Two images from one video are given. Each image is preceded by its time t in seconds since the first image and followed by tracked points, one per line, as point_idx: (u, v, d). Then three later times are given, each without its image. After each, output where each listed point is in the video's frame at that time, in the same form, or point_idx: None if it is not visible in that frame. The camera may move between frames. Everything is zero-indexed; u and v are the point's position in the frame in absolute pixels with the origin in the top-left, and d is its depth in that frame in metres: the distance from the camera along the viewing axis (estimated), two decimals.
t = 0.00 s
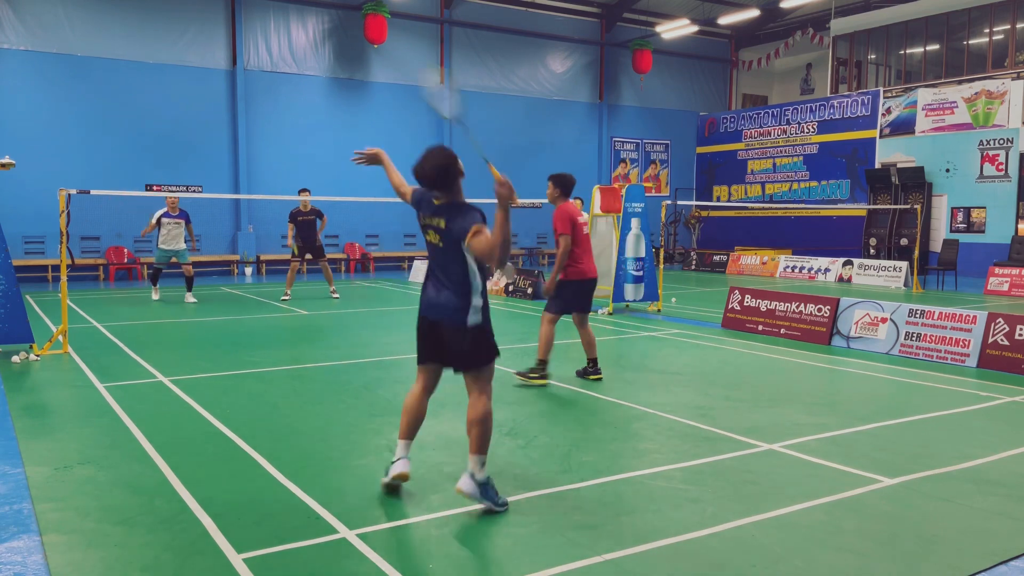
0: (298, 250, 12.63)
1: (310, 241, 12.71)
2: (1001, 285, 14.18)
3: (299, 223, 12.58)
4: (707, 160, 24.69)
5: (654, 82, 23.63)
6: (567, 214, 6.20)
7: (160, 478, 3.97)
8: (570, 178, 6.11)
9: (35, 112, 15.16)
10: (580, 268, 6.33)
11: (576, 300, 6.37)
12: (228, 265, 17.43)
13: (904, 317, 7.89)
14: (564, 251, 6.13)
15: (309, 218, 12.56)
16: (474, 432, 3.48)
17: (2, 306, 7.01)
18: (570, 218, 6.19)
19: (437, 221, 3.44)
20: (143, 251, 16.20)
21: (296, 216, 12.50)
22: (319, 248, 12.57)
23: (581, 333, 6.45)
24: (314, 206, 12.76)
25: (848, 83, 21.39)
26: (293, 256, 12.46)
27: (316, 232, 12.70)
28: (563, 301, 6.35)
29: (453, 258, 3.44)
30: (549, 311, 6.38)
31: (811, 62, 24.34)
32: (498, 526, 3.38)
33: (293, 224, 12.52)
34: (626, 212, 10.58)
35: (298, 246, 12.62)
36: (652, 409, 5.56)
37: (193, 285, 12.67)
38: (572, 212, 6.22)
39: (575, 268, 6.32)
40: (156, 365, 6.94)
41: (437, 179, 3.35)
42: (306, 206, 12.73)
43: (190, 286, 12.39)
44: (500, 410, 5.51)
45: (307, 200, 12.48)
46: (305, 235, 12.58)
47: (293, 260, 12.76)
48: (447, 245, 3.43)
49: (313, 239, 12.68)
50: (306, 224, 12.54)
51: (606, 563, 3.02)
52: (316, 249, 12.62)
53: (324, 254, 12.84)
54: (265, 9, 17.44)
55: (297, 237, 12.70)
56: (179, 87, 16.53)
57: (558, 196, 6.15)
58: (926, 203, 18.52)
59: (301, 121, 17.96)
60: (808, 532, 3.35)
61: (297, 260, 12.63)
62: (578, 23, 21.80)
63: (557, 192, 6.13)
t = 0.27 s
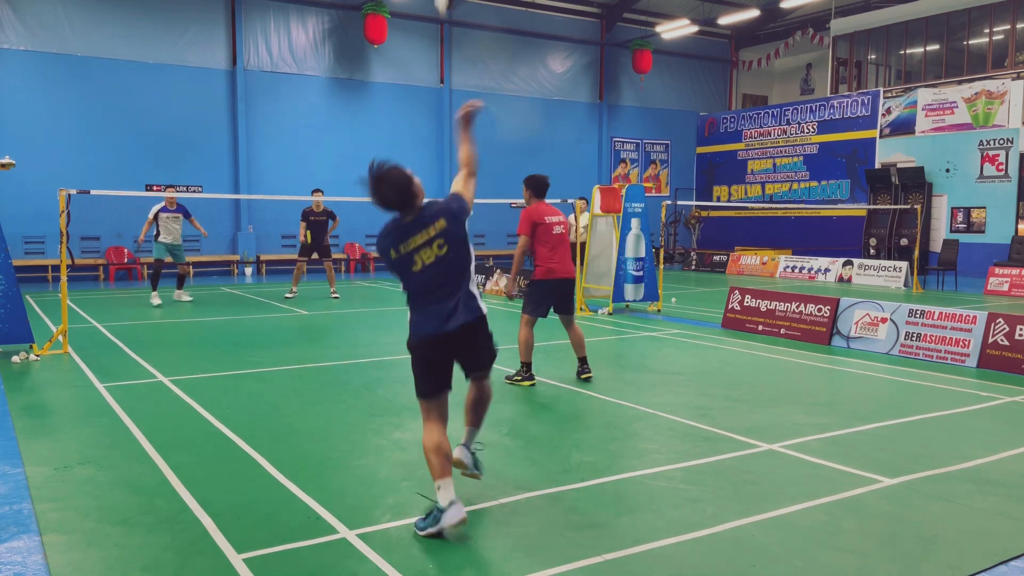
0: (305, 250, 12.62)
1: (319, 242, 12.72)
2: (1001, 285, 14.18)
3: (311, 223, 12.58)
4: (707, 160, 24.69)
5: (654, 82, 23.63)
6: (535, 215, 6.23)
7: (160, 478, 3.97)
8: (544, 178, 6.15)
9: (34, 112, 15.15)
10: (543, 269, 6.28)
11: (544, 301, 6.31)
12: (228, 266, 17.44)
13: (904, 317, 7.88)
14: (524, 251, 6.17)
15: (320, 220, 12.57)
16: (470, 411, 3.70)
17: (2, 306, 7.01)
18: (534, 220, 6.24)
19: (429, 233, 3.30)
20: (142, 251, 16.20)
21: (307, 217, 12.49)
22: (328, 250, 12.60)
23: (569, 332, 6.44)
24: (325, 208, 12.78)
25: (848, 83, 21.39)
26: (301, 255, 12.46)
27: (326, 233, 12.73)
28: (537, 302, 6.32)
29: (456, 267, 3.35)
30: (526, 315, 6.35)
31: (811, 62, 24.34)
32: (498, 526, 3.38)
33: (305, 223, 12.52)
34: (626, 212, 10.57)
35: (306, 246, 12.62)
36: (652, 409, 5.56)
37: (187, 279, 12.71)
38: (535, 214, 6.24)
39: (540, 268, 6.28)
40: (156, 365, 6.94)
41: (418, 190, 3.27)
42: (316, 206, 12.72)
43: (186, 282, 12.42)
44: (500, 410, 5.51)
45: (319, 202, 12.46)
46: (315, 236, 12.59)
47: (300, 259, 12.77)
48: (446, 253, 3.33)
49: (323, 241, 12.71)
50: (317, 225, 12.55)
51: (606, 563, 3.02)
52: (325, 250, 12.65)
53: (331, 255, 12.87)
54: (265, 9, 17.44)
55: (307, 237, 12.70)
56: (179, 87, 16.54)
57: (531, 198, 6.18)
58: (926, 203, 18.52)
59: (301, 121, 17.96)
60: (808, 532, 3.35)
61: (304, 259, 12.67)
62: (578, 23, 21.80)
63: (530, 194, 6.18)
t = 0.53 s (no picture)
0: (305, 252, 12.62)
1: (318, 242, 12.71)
2: (1001, 285, 14.18)
3: (309, 223, 12.59)
4: (707, 160, 24.69)
5: (654, 82, 23.63)
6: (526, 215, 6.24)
7: (160, 478, 3.97)
8: (536, 179, 6.07)
9: (34, 112, 15.15)
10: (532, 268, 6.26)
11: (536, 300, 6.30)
12: (228, 265, 17.44)
13: (904, 317, 7.89)
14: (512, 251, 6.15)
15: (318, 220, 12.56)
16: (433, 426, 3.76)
17: (2, 306, 7.01)
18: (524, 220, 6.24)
19: (429, 245, 3.37)
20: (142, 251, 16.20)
21: (305, 217, 12.50)
22: (326, 249, 12.54)
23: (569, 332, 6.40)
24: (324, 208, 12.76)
25: (848, 82, 21.40)
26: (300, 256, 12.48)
27: (324, 233, 12.71)
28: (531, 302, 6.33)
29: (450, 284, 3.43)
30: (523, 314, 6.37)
31: (811, 62, 24.34)
32: (498, 526, 3.38)
33: (303, 224, 12.53)
34: (626, 212, 10.56)
35: (305, 246, 12.63)
36: (652, 409, 5.56)
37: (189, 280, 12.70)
38: (527, 214, 6.24)
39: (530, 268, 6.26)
40: (156, 365, 6.94)
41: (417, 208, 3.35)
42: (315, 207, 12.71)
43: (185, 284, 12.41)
44: (500, 410, 5.51)
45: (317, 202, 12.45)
46: (313, 236, 12.58)
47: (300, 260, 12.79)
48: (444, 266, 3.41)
49: (321, 241, 12.69)
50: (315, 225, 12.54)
51: (605, 563, 3.02)
52: (323, 250, 12.64)
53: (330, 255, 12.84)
54: (265, 9, 17.44)
55: (306, 238, 12.71)
56: (179, 87, 16.54)
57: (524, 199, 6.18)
58: (926, 203, 18.52)
59: (301, 121, 17.96)
60: (808, 532, 3.35)
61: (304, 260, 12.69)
62: (578, 23, 21.80)
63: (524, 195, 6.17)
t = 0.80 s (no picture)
0: (297, 249, 12.68)
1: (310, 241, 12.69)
2: (1001, 285, 14.18)
3: (300, 221, 12.61)
4: (707, 160, 24.69)
5: (654, 82, 23.64)
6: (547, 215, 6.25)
7: (159, 478, 3.97)
8: (556, 179, 6.16)
9: (34, 112, 15.15)
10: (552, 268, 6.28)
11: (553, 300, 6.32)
12: (228, 266, 17.44)
13: (904, 317, 7.89)
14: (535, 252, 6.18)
15: (308, 217, 12.56)
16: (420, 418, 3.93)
17: (2, 306, 7.01)
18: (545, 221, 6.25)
19: (430, 227, 3.71)
20: (142, 251, 16.19)
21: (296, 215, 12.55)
22: (319, 248, 12.58)
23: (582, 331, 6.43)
24: (316, 206, 12.75)
25: (848, 82, 21.41)
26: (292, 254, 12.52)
27: (316, 232, 12.68)
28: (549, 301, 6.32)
29: (441, 267, 3.74)
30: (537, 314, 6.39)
31: (811, 62, 24.34)
32: (498, 526, 3.38)
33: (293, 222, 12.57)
34: (626, 212, 10.57)
35: (297, 244, 12.65)
36: (652, 410, 5.56)
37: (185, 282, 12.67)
38: (547, 214, 6.25)
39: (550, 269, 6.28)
40: (156, 365, 6.94)
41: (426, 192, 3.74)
42: (307, 206, 12.72)
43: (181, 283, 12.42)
44: (500, 410, 5.51)
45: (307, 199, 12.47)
46: (303, 234, 12.58)
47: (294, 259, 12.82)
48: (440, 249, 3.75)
49: (312, 238, 12.67)
50: (305, 222, 12.55)
51: (605, 563, 3.02)
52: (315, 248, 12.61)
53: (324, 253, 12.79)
54: (265, 9, 17.43)
55: (298, 236, 12.72)
56: (179, 86, 16.53)
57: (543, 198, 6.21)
58: (926, 203, 18.52)
59: (300, 120, 17.95)
60: (808, 532, 3.35)
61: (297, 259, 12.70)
62: (578, 23, 21.80)
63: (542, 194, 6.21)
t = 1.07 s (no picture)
0: (288, 248, 12.64)
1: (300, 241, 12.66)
2: (1001, 285, 14.18)
3: (289, 220, 12.64)
4: (707, 160, 24.68)
5: (654, 82, 23.64)
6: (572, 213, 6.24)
7: (159, 478, 3.97)
8: (576, 176, 6.17)
9: (35, 113, 15.15)
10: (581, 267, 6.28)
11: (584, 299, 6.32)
12: (228, 266, 17.44)
13: (904, 317, 7.89)
14: (566, 252, 6.15)
15: (297, 216, 12.58)
16: (417, 413, 4.07)
17: (2, 306, 7.01)
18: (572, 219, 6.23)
19: (410, 223, 4.08)
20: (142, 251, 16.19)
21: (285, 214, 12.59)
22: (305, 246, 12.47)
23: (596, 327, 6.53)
24: (306, 207, 12.77)
25: (848, 82, 21.41)
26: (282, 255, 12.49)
27: (305, 231, 12.66)
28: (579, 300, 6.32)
29: (420, 261, 4.11)
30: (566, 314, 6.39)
31: (811, 62, 24.34)
32: (498, 526, 3.39)
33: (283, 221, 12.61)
34: (626, 212, 10.56)
35: (287, 244, 12.64)
36: (652, 409, 5.56)
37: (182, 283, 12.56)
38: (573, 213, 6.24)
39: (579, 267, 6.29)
40: (157, 365, 6.94)
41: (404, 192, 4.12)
42: (299, 206, 12.76)
43: (180, 284, 12.42)
44: (500, 410, 5.51)
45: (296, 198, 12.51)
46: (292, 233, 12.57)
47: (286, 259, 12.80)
48: (419, 245, 4.12)
49: (301, 238, 12.64)
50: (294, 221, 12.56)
51: (606, 563, 3.02)
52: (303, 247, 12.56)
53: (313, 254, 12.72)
54: (265, 9, 17.44)
55: (289, 236, 12.72)
56: (179, 86, 16.53)
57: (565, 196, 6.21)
58: (926, 203, 18.52)
59: (300, 120, 17.94)
60: (808, 532, 3.35)
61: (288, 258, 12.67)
62: (578, 23, 21.81)
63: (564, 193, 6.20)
